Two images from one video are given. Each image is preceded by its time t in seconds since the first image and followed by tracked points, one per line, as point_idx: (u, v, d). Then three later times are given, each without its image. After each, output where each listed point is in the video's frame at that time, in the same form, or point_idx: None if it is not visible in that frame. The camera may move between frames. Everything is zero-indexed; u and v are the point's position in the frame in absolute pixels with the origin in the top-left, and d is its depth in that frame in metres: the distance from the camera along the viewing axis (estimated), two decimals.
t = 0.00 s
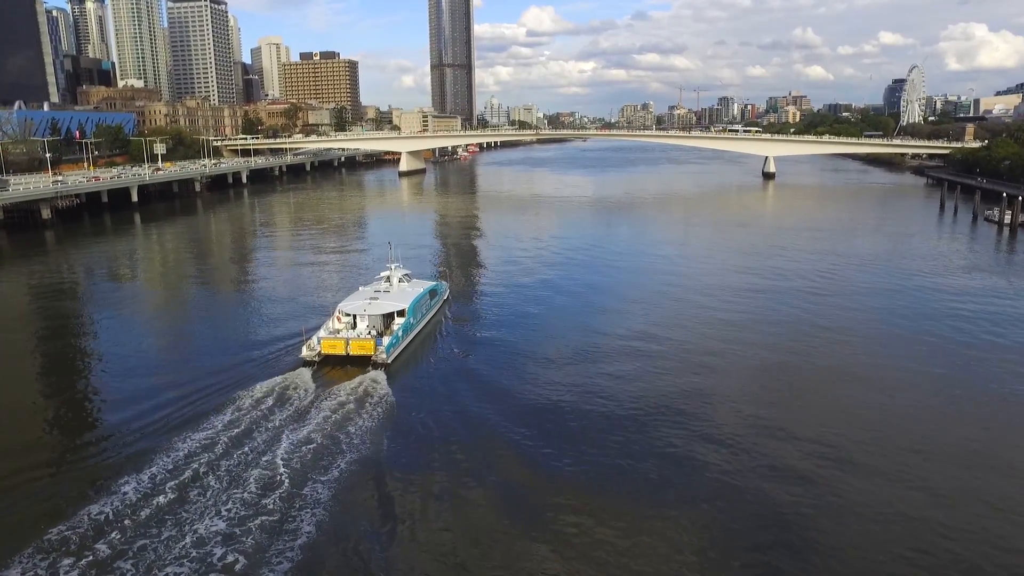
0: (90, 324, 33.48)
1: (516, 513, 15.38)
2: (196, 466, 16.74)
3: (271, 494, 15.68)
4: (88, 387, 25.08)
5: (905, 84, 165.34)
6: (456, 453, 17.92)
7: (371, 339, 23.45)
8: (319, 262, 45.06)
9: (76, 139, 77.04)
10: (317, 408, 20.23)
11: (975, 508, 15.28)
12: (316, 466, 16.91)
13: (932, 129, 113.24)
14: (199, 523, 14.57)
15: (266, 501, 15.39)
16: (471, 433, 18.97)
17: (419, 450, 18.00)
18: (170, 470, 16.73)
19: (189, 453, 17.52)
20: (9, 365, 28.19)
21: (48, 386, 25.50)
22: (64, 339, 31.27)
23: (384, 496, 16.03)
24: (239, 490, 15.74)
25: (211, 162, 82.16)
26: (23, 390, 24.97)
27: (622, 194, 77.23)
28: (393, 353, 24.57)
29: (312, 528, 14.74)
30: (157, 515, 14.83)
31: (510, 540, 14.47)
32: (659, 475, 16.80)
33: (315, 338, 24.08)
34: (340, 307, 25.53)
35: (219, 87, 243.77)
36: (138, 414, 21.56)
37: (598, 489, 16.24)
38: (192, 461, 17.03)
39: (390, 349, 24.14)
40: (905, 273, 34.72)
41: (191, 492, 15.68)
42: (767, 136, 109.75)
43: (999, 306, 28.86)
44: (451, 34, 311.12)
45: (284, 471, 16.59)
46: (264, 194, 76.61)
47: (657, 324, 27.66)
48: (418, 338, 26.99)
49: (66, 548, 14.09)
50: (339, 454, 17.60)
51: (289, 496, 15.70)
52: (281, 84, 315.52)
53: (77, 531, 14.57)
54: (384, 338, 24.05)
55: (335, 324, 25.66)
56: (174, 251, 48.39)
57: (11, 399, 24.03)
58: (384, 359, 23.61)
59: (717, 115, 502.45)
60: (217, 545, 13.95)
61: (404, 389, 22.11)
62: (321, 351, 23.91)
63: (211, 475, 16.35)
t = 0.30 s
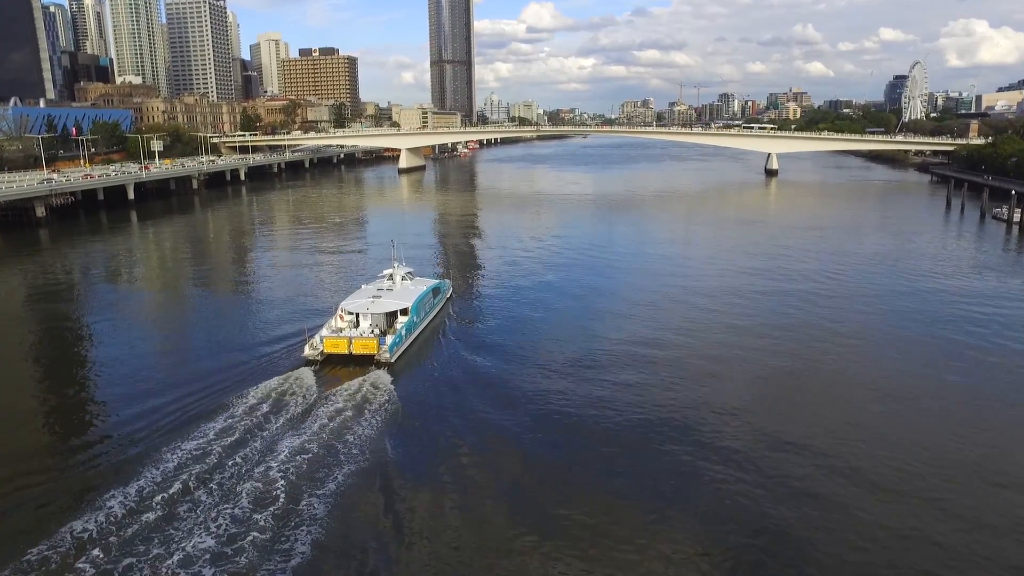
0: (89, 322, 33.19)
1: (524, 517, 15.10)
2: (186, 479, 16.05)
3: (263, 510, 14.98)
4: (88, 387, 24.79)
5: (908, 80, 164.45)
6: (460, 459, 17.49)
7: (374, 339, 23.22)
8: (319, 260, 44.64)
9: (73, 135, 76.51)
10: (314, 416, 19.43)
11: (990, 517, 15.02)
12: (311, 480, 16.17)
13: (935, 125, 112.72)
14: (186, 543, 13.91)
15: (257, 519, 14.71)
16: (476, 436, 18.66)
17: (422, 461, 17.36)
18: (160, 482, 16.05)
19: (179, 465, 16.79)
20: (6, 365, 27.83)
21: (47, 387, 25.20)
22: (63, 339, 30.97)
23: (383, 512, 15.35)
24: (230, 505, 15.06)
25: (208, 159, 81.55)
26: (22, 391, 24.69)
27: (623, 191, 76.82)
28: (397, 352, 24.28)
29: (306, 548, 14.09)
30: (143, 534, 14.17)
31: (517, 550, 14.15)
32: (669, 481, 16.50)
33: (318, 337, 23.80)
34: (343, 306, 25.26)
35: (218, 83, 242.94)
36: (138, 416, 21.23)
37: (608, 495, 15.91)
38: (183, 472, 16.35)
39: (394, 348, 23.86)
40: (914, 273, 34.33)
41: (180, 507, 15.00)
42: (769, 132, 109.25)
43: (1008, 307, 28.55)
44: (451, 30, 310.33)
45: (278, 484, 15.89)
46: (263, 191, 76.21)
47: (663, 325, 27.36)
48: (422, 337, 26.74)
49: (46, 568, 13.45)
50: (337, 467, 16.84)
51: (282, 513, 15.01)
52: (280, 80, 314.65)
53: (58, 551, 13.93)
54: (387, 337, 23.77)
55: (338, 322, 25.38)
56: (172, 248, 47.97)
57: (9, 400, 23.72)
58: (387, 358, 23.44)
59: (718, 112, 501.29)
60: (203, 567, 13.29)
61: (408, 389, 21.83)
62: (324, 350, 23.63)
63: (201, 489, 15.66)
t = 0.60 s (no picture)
0: (88, 321, 32.74)
1: (535, 522, 14.64)
2: (172, 493, 14.99)
3: (256, 524, 14.02)
4: (88, 386, 24.40)
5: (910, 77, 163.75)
6: (467, 463, 16.86)
7: (377, 338, 22.90)
8: (319, 257, 44.12)
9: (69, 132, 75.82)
10: (310, 422, 18.32)
11: (1011, 522, 14.68)
12: (306, 494, 15.08)
13: (938, 122, 112.19)
14: (174, 561, 12.97)
15: (250, 533, 13.75)
16: (484, 437, 18.19)
17: (425, 471, 16.42)
18: (148, 494, 15.08)
19: (166, 477, 15.72)
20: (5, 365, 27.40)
21: (46, 386, 24.80)
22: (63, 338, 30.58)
23: (384, 524, 14.44)
24: (219, 522, 14.01)
25: (205, 156, 80.87)
26: (20, 390, 24.26)
27: (623, 188, 76.35)
28: (400, 350, 23.92)
29: (299, 569, 13.07)
30: (127, 551, 13.24)
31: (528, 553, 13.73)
32: (684, 486, 16.06)
33: (321, 335, 23.46)
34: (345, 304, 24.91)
35: (217, 80, 241.88)
36: (138, 416, 20.80)
37: (621, 501, 15.44)
38: (172, 483, 15.38)
39: (397, 346, 23.49)
40: (923, 272, 33.89)
41: (167, 524, 13.97)
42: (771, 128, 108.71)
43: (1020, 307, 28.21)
44: (451, 26, 309.85)
45: (273, 496, 14.92)
46: (262, 188, 75.64)
47: (670, 326, 27.00)
48: (425, 335, 26.38)
49: None
50: (334, 479, 15.74)
51: (277, 526, 14.06)
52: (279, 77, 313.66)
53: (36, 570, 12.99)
54: (391, 335, 23.42)
55: (340, 321, 25.03)
56: (170, 246, 47.44)
57: (8, 400, 23.36)
58: (390, 358, 23.05)
59: (718, 109, 500.57)
60: None
61: (413, 387, 21.39)
62: (326, 349, 23.27)
63: (191, 501, 14.68)
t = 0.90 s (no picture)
0: (85, 320, 32.07)
1: (548, 525, 14.04)
2: (158, 508, 13.73)
3: (246, 548, 12.74)
4: (85, 388, 23.75)
5: (910, 75, 163.09)
6: (475, 466, 16.11)
7: (379, 337, 22.43)
8: (318, 256, 43.55)
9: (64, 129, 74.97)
10: (307, 428, 16.97)
11: None
12: (301, 510, 13.84)
13: (940, 119, 111.74)
14: None
15: (238, 558, 12.51)
16: (494, 437, 17.54)
17: (431, 483, 15.30)
18: (129, 510, 13.80)
19: (153, 490, 14.46)
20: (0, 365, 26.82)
21: (42, 388, 24.14)
22: (60, 338, 29.93)
23: (386, 547, 13.20)
24: (207, 542, 12.82)
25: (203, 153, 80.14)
26: (17, 392, 23.69)
27: (624, 186, 75.80)
28: (403, 350, 23.44)
29: None
30: None
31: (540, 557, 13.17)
32: (704, 488, 15.45)
33: (322, 335, 22.96)
34: (347, 302, 24.42)
35: (215, 76, 241.05)
36: (137, 418, 20.21)
37: (636, 504, 14.91)
38: (156, 498, 14.11)
39: (400, 346, 23.01)
40: (934, 272, 33.39)
41: (151, 543, 12.80)
42: (772, 125, 108.23)
43: None
44: (450, 23, 309.30)
45: (265, 513, 13.64)
46: (259, 186, 75.06)
47: (678, 323, 26.48)
48: (428, 334, 25.89)
49: None
50: (330, 494, 14.52)
51: (268, 550, 12.79)
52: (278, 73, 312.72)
53: None
54: (393, 335, 22.95)
55: (342, 320, 24.53)
56: (167, 245, 46.81)
57: (3, 402, 22.72)
58: (393, 357, 22.57)
59: (717, 106, 499.84)
60: None
61: (418, 386, 20.80)
62: (328, 349, 22.78)
63: (175, 520, 13.42)
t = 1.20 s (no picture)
0: (84, 319, 31.57)
1: (556, 536, 13.67)
2: (142, 530, 13.10)
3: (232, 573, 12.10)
4: (84, 388, 23.29)
5: (913, 71, 162.40)
6: (479, 475, 15.64)
7: (382, 337, 22.06)
8: (318, 254, 43.09)
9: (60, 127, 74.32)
10: (301, 440, 16.27)
11: None
12: (292, 532, 13.19)
13: (943, 115, 111.11)
14: None
15: None
16: (499, 441, 17.14)
17: (430, 498, 14.68)
18: (112, 531, 13.18)
19: (138, 508, 13.83)
20: None
21: (39, 388, 23.67)
22: (58, 337, 29.46)
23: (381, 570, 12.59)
24: (192, 565, 12.17)
25: (200, 151, 79.45)
26: (15, 391, 23.29)
27: (625, 183, 75.27)
28: (405, 350, 23.08)
29: None
30: None
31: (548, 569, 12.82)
32: (715, 496, 15.09)
33: (324, 334, 22.57)
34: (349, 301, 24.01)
35: (214, 73, 240.16)
36: (136, 420, 19.75)
37: (645, 512, 14.55)
38: (141, 517, 13.48)
39: (402, 346, 22.66)
40: (943, 273, 32.97)
41: (134, 567, 12.17)
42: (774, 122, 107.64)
43: None
44: (450, 20, 308.31)
45: (254, 534, 13.01)
46: (257, 183, 74.55)
47: (684, 323, 26.09)
48: (431, 334, 25.49)
49: None
50: (324, 512, 13.86)
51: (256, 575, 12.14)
52: (277, 70, 311.78)
53: None
54: (396, 335, 22.57)
55: (344, 319, 24.14)
56: (165, 243, 46.34)
57: None
58: (395, 357, 22.19)
59: (718, 103, 498.68)
60: None
61: (422, 388, 20.39)
62: (330, 348, 22.39)
63: (159, 542, 12.76)
